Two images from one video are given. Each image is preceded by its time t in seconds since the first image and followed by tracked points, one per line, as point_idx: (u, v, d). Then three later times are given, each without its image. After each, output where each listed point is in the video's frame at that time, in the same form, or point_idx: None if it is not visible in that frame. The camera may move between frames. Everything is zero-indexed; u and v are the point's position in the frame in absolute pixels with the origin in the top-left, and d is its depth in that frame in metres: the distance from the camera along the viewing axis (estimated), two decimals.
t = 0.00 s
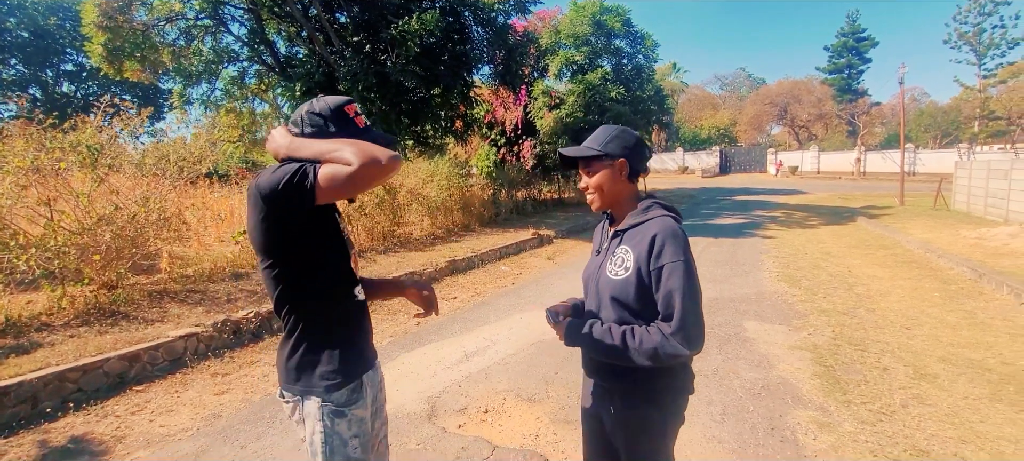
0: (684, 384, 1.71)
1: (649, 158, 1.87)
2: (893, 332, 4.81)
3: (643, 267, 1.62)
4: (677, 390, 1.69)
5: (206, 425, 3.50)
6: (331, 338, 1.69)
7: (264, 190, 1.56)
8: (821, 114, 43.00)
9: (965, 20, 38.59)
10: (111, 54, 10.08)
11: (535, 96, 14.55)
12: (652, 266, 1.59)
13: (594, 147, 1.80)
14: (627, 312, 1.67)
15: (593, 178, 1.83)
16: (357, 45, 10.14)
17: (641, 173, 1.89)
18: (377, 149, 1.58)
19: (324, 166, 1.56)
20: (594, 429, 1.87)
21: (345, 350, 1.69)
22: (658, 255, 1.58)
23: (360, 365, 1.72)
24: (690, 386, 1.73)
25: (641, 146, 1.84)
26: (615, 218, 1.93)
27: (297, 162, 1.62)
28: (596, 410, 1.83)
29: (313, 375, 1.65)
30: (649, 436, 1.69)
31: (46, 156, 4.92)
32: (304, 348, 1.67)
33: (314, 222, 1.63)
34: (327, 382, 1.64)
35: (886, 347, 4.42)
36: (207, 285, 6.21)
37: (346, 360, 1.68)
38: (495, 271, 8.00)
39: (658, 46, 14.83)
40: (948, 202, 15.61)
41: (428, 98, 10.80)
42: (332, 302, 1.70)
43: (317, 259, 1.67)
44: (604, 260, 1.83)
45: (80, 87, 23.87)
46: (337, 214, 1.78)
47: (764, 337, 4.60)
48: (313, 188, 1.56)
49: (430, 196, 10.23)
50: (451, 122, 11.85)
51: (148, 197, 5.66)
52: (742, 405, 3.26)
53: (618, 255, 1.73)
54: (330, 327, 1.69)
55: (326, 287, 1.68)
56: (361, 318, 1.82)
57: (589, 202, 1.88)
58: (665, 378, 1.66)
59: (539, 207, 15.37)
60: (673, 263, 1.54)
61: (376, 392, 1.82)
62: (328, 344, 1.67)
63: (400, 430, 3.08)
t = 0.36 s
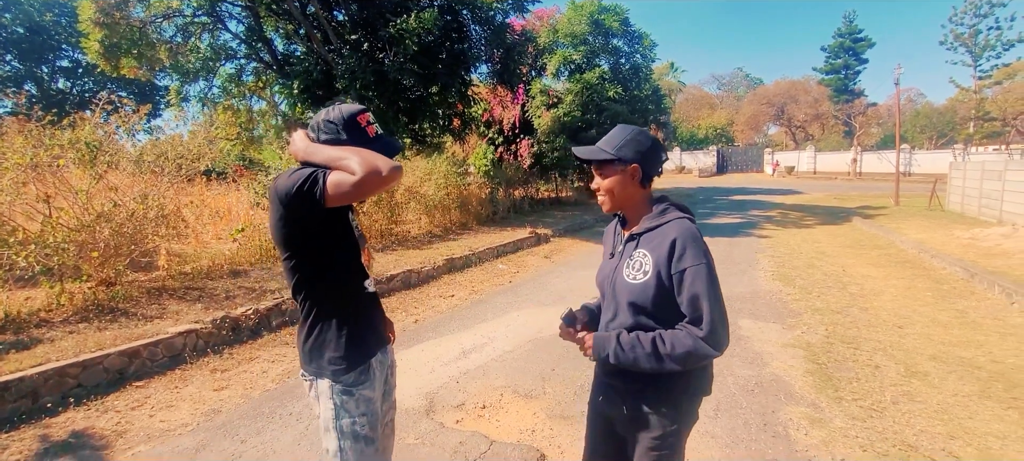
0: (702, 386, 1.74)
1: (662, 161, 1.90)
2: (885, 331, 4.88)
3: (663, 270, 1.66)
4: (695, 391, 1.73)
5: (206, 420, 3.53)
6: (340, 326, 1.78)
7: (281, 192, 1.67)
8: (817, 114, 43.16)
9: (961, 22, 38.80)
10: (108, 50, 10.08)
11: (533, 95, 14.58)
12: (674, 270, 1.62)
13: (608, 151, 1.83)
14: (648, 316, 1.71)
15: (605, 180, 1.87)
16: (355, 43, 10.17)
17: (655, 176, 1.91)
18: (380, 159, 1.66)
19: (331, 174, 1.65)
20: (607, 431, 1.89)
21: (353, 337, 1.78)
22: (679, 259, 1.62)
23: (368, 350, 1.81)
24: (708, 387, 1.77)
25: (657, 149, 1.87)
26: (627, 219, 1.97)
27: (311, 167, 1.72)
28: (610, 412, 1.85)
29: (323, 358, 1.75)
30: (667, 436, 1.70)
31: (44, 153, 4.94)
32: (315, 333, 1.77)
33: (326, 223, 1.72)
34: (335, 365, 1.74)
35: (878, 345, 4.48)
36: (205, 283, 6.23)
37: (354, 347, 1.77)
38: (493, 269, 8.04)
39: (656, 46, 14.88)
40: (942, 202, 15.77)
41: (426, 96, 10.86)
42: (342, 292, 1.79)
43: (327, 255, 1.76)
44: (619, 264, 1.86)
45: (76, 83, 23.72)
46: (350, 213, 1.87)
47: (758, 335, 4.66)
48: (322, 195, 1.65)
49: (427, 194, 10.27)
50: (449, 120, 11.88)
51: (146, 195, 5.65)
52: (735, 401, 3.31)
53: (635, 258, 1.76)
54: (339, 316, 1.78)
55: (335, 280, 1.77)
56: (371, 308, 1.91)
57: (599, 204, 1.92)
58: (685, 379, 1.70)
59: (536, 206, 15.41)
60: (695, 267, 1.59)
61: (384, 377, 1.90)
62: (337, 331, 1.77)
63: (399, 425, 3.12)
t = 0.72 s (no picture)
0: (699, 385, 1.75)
1: (662, 167, 1.92)
2: (879, 334, 4.92)
3: (665, 272, 1.65)
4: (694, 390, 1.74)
5: (204, 419, 3.56)
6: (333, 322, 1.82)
7: (285, 193, 1.76)
8: (816, 117, 43.29)
9: (958, 27, 38.97)
10: (107, 49, 10.08)
11: (532, 96, 14.62)
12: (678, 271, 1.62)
13: (607, 158, 1.84)
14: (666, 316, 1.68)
15: (603, 186, 1.89)
16: (355, 43, 10.21)
17: (654, 182, 1.93)
18: (371, 172, 1.71)
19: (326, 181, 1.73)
20: (608, 432, 1.91)
21: (344, 334, 1.81)
22: (684, 259, 1.61)
23: (359, 344, 1.83)
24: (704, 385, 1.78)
25: (656, 155, 1.88)
26: (625, 223, 1.98)
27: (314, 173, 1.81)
28: (609, 412, 1.86)
29: (314, 351, 1.80)
30: (660, 437, 1.72)
31: (43, 151, 4.96)
32: (309, 326, 1.82)
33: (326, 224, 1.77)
34: (324, 359, 1.79)
35: (871, 347, 4.53)
36: (203, 282, 6.25)
37: (344, 343, 1.81)
38: (490, 270, 8.08)
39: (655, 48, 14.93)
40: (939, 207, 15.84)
41: (425, 97, 10.86)
42: (337, 291, 1.83)
43: (326, 252, 1.81)
44: (617, 267, 1.87)
45: (75, 81, 23.66)
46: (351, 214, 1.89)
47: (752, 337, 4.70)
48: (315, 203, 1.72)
49: (426, 195, 10.30)
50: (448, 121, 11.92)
51: (145, 194, 5.68)
52: (729, 401, 3.35)
53: (634, 261, 1.76)
54: (333, 313, 1.81)
55: (330, 278, 1.81)
56: (368, 303, 1.93)
57: (598, 209, 1.94)
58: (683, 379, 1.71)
59: (535, 207, 15.45)
60: (703, 263, 1.58)
61: (381, 371, 1.93)
62: (326, 324, 1.80)
63: (395, 425, 3.15)
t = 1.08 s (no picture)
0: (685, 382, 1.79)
1: (651, 175, 1.95)
2: (873, 338, 4.95)
3: (655, 272, 1.68)
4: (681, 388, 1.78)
5: (200, 417, 3.58)
6: (336, 330, 1.83)
7: (291, 202, 1.78)
8: (816, 122, 43.36)
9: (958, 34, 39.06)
10: (109, 48, 10.13)
11: (532, 99, 14.66)
12: (669, 270, 1.65)
13: (598, 167, 1.87)
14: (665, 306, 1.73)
15: (595, 194, 1.91)
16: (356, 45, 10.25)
17: (645, 190, 1.96)
18: (367, 205, 1.70)
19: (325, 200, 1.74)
20: (596, 435, 1.93)
21: (348, 343, 1.83)
22: (674, 257, 1.64)
23: (363, 354, 1.86)
24: (688, 381, 1.82)
25: (645, 163, 1.91)
26: (616, 228, 2.01)
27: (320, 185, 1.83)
28: (597, 413, 1.89)
29: (318, 360, 1.81)
30: (649, 437, 1.73)
31: (45, 150, 5.01)
32: (313, 332, 1.83)
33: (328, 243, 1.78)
34: (328, 368, 1.79)
35: (865, 352, 4.56)
36: (202, 281, 6.27)
37: (348, 353, 1.82)
38: (488, 272, 8.11)
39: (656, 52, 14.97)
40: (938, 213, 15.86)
41: (426, 98, 10.85)
42: (341, 300, 1.84)
43: (330, 261, 1.82)
44: (608, 269, 1.90)
45: (76, 79, 23.70)
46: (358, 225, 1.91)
47: (747, 341, 4.73)
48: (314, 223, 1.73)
49: (425, 196, 10.34)
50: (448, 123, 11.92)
51: (145, 193, 5.72)
52: (721, 404, 3.38)
53: (623, 263, 1.79)
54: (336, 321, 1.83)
55: (334, 285, 1.83)
56: (370, 312, 1.95)
57: (589, 216, 1.97)
58: (669, 378, 1.74)
59: (534, 209, 15.50)
60: (693, 260, 1.61)
61: (377, 378, 1.96)
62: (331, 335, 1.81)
63: (390, 424, 3.18)
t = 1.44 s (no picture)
0: (670, 376, 1.85)
1: (642, 174, 1.99)
2: (867, 338, 4.99)
3: (638, 271, 1.73)
4: (664, 382, 1.83)
5: (200, 411, 3.63)
6: (342, 331, 1.85)
7: (299, 210, 1.74)
8: (817, 124, 43.35)
9: (961, 36, 39.04)
10: (112, 47, 10.20)
11: (533, 99, 14.72)
12: (650, 270, 1.70)
13: (589, 165, 1.91)
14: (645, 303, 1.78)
15: (584, 193, 1.96)
16: (358, 44, 10.28)
17: (634, 189, 2.00)
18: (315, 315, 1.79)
19: (302, 265, 1.73)
20: (584, 426, 1.98)
21: (354, 341, 1.86)
22: (656, 259, 1.69)
23: (370, 350, 1.89)
24: (674, 374, 1.87)
25: (636, 164, 1.95)
26: (605, 224, 2.06)
27: (307, 220, 1.72)
28: (584, 403, 1.94)
29: (322, 356, 1.84)
30: (634, 428, 1.78)
31: (48, 147, 5.03)
32: (318, 330, 1.87)
33: (337, 270, 1.83)
34: (334, 364, 1.83)
35: (859, 352, 4.60)
36: (203, 278, 6.33)
37: (354, 351, 1.85)
38: (487, 271, 8.15)
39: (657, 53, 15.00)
40: (938, 215, 15.86)
41: (428, 98, 10.84)
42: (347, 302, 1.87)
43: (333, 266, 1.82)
44: (595, 264, 1.95)
45: (79, 78, 23.80)
46: (365, 228, 1.93)
47: (742, 340, 4.77)
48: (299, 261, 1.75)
49: (426, 196, 10.39)
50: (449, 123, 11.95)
51: (147, 191, 5.77)
52: (713, 401, 3.42)
53: (608, 260, 1.85)
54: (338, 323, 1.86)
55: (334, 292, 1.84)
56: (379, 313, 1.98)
57: (579, 212, 2.02)
58: (653, 371, 1.79)
59: (534, 209, 15.55)
60: (674, 262, 1.65)
61: (381, 374, 2.00)
62: (339, 331, 1.85)
63: (386, 418, 3.23)
